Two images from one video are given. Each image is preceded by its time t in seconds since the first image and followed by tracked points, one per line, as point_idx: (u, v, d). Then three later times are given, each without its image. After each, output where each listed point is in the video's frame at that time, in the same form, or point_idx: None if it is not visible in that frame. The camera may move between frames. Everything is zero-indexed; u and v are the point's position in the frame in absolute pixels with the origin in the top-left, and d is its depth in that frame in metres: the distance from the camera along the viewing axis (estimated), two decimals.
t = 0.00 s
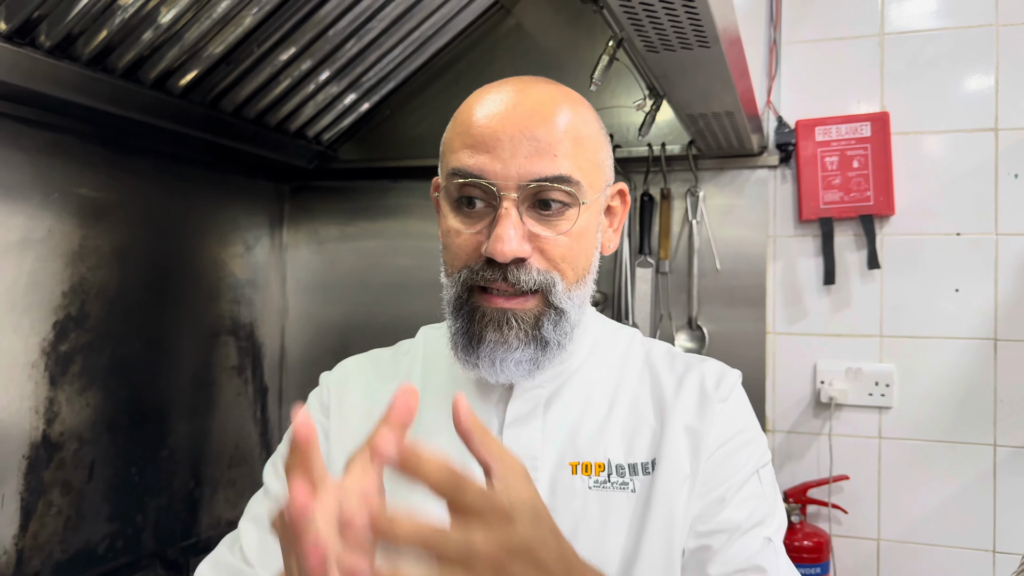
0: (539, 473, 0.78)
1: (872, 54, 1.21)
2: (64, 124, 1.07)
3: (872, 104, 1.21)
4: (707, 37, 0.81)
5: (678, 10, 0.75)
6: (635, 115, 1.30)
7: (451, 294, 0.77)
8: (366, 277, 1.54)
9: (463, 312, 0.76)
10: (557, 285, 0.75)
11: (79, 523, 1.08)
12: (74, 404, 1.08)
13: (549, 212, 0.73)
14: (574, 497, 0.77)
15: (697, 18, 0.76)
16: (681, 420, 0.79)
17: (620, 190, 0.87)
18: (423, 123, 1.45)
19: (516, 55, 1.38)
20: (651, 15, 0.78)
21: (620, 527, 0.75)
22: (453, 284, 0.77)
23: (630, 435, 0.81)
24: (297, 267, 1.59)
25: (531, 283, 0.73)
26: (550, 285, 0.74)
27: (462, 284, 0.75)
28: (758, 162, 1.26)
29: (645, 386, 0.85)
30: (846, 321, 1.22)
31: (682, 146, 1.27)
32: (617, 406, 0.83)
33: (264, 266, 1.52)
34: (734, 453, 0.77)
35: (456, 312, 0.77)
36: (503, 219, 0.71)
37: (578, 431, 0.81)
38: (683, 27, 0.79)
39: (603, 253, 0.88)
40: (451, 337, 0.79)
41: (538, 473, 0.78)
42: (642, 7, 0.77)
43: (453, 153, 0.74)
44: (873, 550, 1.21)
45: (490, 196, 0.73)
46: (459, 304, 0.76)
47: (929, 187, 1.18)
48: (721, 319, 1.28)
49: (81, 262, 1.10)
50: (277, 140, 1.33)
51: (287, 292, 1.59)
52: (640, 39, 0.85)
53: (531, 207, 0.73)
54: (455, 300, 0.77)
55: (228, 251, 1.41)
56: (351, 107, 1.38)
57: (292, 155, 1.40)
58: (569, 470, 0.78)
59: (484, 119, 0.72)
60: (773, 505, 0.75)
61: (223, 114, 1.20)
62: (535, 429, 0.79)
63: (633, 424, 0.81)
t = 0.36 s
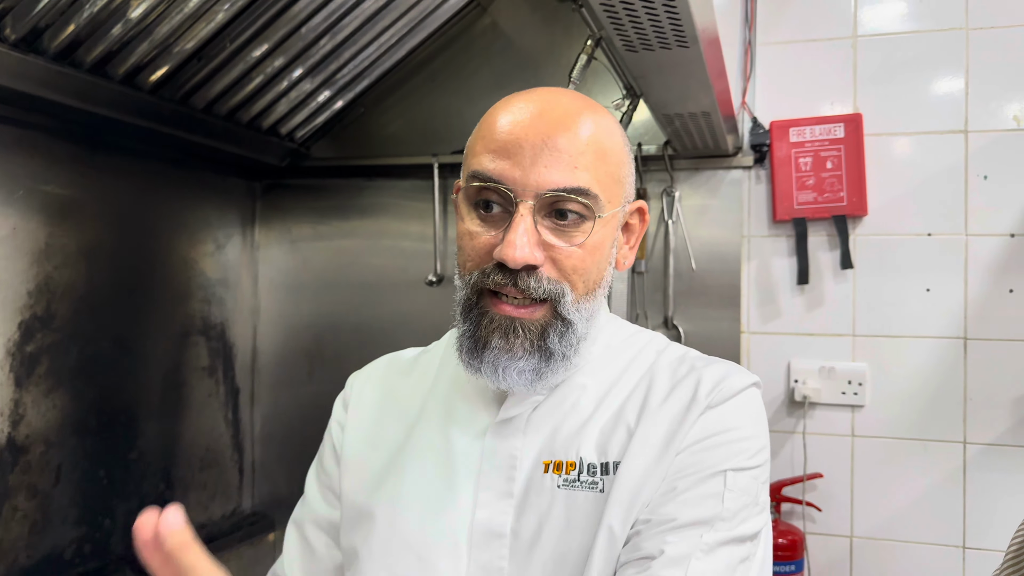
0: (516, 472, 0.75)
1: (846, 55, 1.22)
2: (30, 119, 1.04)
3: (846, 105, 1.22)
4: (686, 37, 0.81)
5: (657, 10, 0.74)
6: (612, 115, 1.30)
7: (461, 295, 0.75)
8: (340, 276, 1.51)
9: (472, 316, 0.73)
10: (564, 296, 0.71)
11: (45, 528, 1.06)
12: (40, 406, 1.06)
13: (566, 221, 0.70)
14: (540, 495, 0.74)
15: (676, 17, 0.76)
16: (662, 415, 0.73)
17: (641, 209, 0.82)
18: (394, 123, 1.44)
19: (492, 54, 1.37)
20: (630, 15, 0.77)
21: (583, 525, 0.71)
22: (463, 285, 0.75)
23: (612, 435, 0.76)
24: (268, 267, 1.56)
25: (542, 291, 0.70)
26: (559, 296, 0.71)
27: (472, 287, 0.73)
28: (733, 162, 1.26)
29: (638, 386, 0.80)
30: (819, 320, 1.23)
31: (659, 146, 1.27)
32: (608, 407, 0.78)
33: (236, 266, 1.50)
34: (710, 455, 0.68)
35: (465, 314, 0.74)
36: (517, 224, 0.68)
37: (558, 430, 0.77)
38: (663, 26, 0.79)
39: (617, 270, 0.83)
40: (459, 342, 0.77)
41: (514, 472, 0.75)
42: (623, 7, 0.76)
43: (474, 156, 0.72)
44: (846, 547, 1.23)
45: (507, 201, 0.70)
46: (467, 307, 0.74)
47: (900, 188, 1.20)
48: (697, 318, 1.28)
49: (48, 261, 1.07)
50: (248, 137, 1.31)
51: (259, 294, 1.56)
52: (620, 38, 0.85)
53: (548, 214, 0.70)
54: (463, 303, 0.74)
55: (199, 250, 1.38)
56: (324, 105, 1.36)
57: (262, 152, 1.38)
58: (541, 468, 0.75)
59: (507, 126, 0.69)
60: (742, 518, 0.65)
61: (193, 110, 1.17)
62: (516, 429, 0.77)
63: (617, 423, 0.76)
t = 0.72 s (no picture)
0: (489, 467, 0.73)
1: (814, 58, 1.24)
2: None
3: (814, 108, 1.24)
4: (663, 37, 0.81)
5: (638, 10, 0.75)
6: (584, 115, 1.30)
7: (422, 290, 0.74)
8: (308, 274, 1.49)
9: (431, 311, 0.72)
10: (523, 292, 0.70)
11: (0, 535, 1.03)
12: None
13: (525, 220, 0.69)
14: (512, 488, 0.73)
15: (655, 17, 0.76)
16: (628, 403, 0.72)
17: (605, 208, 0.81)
18: (363, 120, 1.43)
19: (463, 52, 1.37)
20: (610, 15, 0.77)
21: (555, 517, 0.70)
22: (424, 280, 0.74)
23: (581, 425, 0.75)
24: (233, 265, 1.53)
25: (497, 289, 0.69)
26: (516, 293, 0.70)
27: (432, 282, 0.72)
28: (703, 163, 1.27)
29: (608, 374, 0.79)
30: (787, 320, 1.24)
31: (630, 146, 1.28)
32: (577, 397, 0.77)
33: (198, 265, 1.47)
34: (675, 435, 0.66)
35: (424, 310, 0.73)
36: (475, 223, 0.67)
37: (529, 422, 0.76)
38: (641, 26, 0.79)
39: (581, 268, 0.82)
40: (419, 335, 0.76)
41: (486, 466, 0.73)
42: (604, 7, 0.76)
43: (438, 151, 0.71)
44: (814, 545, 1.24)
45: (467, 199, 0.69)
46: (427, 302, 0.73)
47: (866, 189, 1.21)
48: (667, 318, 1.29)
49: (4, 259, 1.04)
50: (212, 132, 1.29)
51: (222, 292, 1.53)
52: (597, 37, 0.84)
53: (507, 212, 0.69)
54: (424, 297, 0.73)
55: (161, 249, 1.35)
56: (290, 101, 1.34)
57: (227, 148, 1.35)
58: (512, 462, 0.74)
59: (469, 122, 0.68)
60: (714, 497, 0.62)
61: (155, 104, 1.15)
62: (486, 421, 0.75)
63: (587, 412, 0.75)
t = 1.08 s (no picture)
0: (454, 492, 0.72)
1: (790, 61, 1.24)
2: None
3: (789, 110, 1.24)
4: (653, 37, 0.81)
5: (631, 12, 0.75)
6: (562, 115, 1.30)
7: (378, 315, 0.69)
8: (278, 275, 1.45)
9: (384, 339, 0.67)
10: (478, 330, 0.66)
11: None
12: None
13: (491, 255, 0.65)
14: (476, 521, 0.71)
15: (648, 17, 0.76)
16: (601, 444, 0.69)
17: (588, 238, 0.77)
18: (336, 117, 1.41)
19: (438, 49, 1.36)
20: (602, 15, 0.76)
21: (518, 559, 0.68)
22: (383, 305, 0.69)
23: (550, 459, 0.72)
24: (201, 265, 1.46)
25: (451, 327, 0.64)
26: (472, 333, 0.65)
27: (387, 308, 0.67)
28: (680, 164, 1.27)
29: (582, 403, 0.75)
30: (762, 320, 1.25)
31: (608, 147, 1.27)
32: (547, 427, 0.74)
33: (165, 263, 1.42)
34: (648, 491, 0.62)
35: (378, 336, 0.69)
36: (437, 256, 0.62)
37: (499, 451, 0.74)
38: (632, 26, 0.78)
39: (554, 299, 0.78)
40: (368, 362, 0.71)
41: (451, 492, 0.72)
42: (595, 8, 0.75)
43: (411, 168, 0.65)
44: (789, 544, 1.25)
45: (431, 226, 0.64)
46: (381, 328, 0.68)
47: (841, 191, 1.22)
48: (644, 318, 1.29)
49: None
50: (182, 128, 1.25)
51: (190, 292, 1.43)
52: (585, 36, 0.83)
53: (472, 246, 0.64)
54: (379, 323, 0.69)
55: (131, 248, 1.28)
56: (260, 98, 1.33)
57: (195, 146, 1.32)
58: (477, 492, 0.72)
59: (443, 140, 0.62)
60: (698, 562, 0.58)
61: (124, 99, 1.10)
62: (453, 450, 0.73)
63: (557, 447, 0.72)
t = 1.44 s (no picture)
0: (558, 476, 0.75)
1: (773, 61, 1.25)
2: None
3: (772, 110, 1.25)
4: (651, 35, 0.82)
5: (632, 11, 0.76)
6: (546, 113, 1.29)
7: (515, 283, 0.73)
8: (257, 272, 1.42)
9: (529, 303, 0.71)
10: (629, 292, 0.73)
11: None
12: None
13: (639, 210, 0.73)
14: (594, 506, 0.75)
15: (649, 15, 0.77)
16: (707, 442, 0.81)
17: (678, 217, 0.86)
18: (314, 112, 1.38)
19: (420, 44, 1.34)
20: (604, 12, 0.78)
21: (638, 541, 0.74)
22: (522, 270, 0.72)
23: (657, 448, 0.81)
24: (175, 262, 1.45)
25: (610, 279, 0.70)
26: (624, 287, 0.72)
27: (535, 270, 0.71)
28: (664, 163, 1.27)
29: (671, 402, 0.86)
30: (744, 319, 1.26)
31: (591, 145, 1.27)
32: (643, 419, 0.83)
33: (139, 261, 1.40)
34: (761, 489, 0.78)
35: (518, 302, 0.72)
36: (601, 204, 0.69)
37: (602, 439, 0.80)
38: (632, 23, 0.79)
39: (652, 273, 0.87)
40: (504, 331, 0.74)
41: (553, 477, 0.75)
42: (597, 7, 0.77)
43: (552, 135, 0.73)
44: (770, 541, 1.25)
45: (585, 182, 0.72)
46: (523, 294, 0.72)
47: (822, 192, 1.23)
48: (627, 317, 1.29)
49: None
50: (157, 122, 1.22)
51: (164, 290, 1.45)
52: (584, 30, 0.84)
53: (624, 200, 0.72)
54: (519, 288, 0.72)
55: (101, 243, 1.30)
56: (235, 94, 1.30)
57: (172, 139, 1.29)
58: (588, 476, 0.77)
59: (584, 107, 0.72)
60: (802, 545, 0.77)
61: (98, 91, 1.08)
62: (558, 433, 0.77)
63: (660, 439, 0.81)
